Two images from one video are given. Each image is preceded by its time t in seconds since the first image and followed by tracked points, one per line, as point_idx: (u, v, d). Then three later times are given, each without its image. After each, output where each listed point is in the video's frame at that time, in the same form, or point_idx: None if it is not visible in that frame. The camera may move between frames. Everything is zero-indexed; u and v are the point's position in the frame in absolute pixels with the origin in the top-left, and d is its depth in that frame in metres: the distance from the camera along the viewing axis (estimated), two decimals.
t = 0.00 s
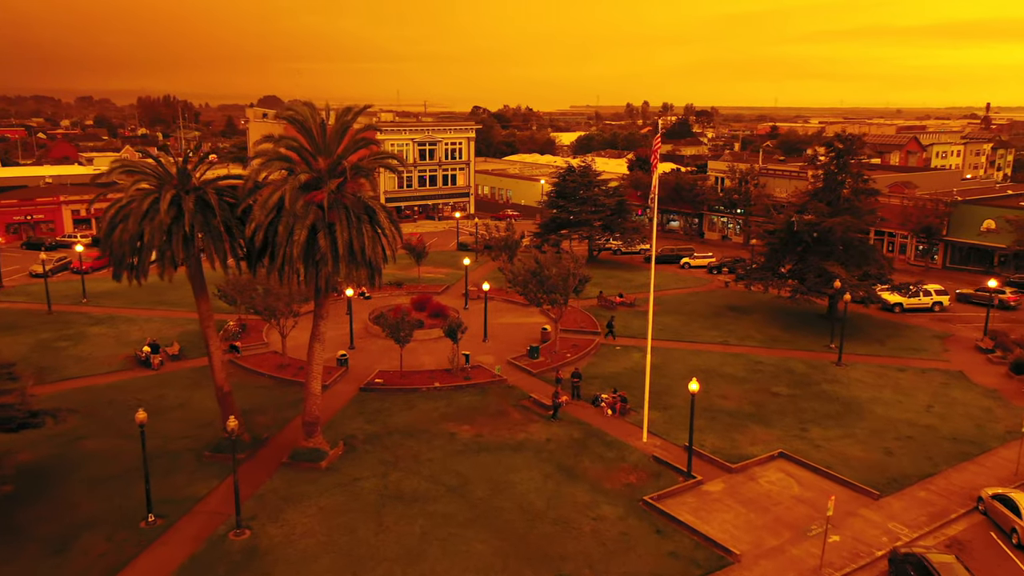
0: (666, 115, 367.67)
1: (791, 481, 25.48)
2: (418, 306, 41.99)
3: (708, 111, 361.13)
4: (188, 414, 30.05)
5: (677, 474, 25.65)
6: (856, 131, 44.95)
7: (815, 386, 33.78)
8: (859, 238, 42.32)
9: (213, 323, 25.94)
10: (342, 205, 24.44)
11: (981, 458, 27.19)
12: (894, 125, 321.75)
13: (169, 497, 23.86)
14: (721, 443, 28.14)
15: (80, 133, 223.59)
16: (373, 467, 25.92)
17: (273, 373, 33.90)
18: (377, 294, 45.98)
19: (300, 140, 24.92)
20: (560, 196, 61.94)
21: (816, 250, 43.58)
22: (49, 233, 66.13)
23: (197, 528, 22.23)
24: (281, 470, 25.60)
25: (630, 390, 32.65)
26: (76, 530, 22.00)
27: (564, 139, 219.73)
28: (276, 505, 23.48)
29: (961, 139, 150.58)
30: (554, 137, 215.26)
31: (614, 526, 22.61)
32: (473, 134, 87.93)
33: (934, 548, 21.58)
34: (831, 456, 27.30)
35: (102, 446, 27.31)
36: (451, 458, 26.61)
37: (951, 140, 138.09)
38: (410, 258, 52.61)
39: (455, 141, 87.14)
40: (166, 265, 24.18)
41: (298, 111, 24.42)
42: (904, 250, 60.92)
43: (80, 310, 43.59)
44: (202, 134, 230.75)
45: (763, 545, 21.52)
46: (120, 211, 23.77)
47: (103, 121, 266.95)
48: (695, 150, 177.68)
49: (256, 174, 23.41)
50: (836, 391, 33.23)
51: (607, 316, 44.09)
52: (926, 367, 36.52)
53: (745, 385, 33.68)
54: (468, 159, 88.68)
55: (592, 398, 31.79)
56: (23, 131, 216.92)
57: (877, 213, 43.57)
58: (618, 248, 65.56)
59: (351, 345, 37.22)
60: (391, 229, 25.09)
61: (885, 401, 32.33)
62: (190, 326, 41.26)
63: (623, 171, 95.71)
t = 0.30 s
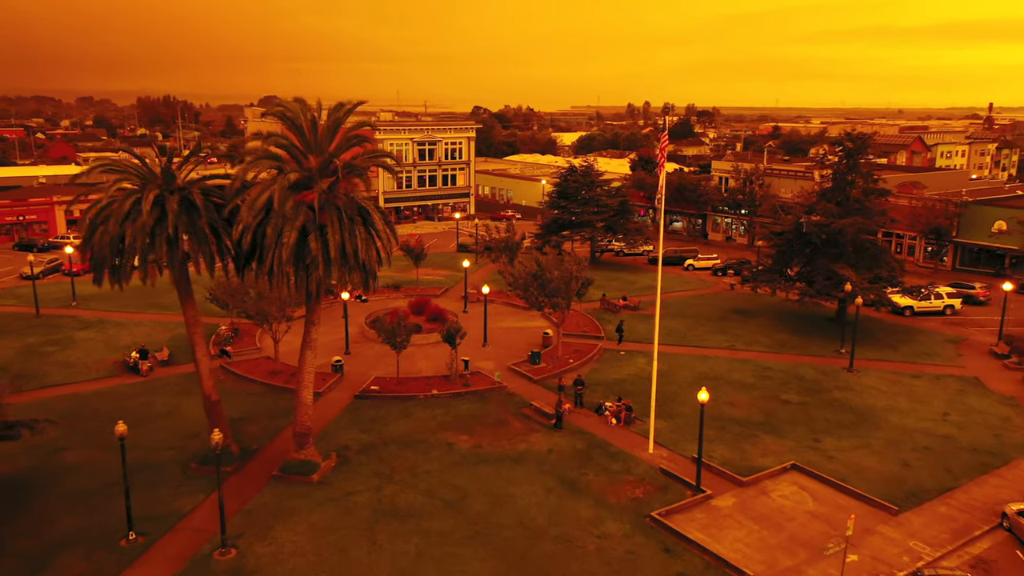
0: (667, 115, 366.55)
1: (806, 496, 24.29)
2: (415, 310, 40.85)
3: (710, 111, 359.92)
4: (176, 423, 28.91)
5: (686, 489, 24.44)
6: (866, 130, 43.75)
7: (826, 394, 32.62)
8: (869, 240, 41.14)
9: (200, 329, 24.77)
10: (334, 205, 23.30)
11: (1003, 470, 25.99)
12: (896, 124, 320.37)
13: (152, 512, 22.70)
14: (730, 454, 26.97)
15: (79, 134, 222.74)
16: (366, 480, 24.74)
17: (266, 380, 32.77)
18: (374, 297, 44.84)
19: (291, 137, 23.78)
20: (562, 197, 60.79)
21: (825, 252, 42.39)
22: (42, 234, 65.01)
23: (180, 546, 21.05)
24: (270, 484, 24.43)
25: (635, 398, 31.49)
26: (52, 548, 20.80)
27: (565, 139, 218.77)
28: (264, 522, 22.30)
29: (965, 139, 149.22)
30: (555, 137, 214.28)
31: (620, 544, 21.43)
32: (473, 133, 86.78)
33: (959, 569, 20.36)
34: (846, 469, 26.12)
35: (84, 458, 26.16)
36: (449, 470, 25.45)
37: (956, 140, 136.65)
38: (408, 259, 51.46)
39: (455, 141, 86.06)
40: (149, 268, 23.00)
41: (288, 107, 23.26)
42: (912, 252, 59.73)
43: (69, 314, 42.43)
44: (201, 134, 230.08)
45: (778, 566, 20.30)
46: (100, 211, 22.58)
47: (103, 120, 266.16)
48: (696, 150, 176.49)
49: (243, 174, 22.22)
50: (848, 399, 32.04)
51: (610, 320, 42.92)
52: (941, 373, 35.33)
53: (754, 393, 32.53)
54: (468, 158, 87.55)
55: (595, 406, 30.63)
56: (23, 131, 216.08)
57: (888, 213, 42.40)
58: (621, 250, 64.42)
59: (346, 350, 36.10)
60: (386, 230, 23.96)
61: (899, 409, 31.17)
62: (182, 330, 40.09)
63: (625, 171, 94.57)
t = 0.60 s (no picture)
0: (668, 115, 365.55)
1: (820, 512, 23.13)
2: (413, 314, 39.71)
3: (711, 111, 358.86)
4: (163, 434, 27.76)
5: (695, 505, 23.28)
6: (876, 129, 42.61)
7: (838, 402, 31.47)
8: (880, 242, 39.99)
9: (184, 337, 23.63)
10: (324, 208, 22.15)
11: None
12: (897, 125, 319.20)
13: (133, 531, 21.55)
14: (740, 467, 25.81)
15: (77, 134, 221.67)
16: (359, 495, 23.58)
17: (257, 388, 31.63)
18: (371, 302, 43.73)
19: (280, 136, 22.62)
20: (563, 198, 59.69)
21: (834, 254, 41.25)
22: (33, 236, 63.90)
23: (161, 568, 19.89)
24: (258, 500, 23.28)
25: (640, 407, 30.34)
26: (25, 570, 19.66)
27: (565, 140, 217.69)
28: (251, 541, 21.12)
29: (969, 139, 148.03)
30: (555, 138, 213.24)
31: (626, 566, 20.26)
32: (473, 133, 85.72)
33: None
34: (861, 483, 24.95)
35: (65, 471, 25.00)
36: (446, 485, 24.30)
37: (960, 141, 135.50)
38: (406, 262, 50.34)
39: (454, 141, 85.02)
40: (130, 274, 21.86)
41: (277, 104, 22.12)
42: (920, 254, 58.60)
43: (57, 318, 41.31)
44: (200, 135, 229.15)
45: None
46: (79, 214, 21.45)
47: (102, 121, 265.26)
48: (698, 150, 175.44)
49: (228, 175, 21.01)
50: (861, 408, 30.90)
51: (613, 325, 41.80)
52: (955, 380, 34.19)
53: (763, 402, 31.37)
54: (468, 159, 86.49)
55: (599, 416, 29.48)
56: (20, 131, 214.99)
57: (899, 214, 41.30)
58: (623, 252, 63.31)
59: (341, 357, 34.97)
60: (379, 234, 22.81)
61: (914, 418, 30.02)
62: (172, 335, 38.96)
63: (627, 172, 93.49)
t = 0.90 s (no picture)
0: (669, 115, 364.43)
1: (836, 529, 21.95)
2: (410, 319, 38.56)
3: (712, 112, 357.79)
4: (148, 445, 26.61)
5: (704, 521, 22.10)
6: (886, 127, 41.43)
7: (850, 410, 30.31)
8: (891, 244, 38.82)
9: (167, 345, 22.49)
10: (313, 209, 21.01)
11: None
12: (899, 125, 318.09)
13: (111, 550, 20.39)
14: (750, 480, 24.65)
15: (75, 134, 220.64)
16: (351, 511, 22.42)
17: (247, 396, 30.47)
18: (368, 306, 42.60)
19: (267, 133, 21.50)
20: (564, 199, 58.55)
21: (843, 257, 40.10)
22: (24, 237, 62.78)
23: None
24: (245, 515, 22.11)
25: (645, 416, 29.20)
26: None
27: (566, 140, 216.68)
28: (235, 559, 19.95)
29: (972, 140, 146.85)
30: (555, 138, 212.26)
31: None
32: (472, 133, 84.66)
33: None
34: (878, 497, 23.78)
35: (43, 484, 23.85)
36: (442, 500, 23.14)
37: (964, 141, 134.40)
38: (404, 264, 49.24)
39: (454, 141, 83.94)
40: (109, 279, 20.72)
41: (265, 99, 21.00)
42: (928, 255, 57.43)
43: (44, 322, 40.17)
44: (199, 135, 228.21)
45: None
46: (54, 216, 20.32)
47: (101, 121, 264.33)
48: (699, 151, 174.33)
49: (212, 174, 19.90)
50: (874, 416, 29.73)
51: (616, 329, 40.66)
52: (971, 386, 33.03)
53: (773, 410, 30.21)
54: (467, 159, 85.39)
55: (602, 426, 28.31)
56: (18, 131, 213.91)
57: (911, 216, 40.15)
58: (625, 253, 62.17)
59: (335, 363, 33.83)
60: (371, 236, 21.65)
61: (931, 427, 28.84)
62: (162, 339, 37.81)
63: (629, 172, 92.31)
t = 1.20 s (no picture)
0: (669, 115, 363.43)
1: (855, 545, 20.73)
2: (407, 322, 37.44)
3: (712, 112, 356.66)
4: (131, 454, 25.43)
5: (714, 538, 20.90)
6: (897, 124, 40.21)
7: (863, 418, 29.12)
8: (903, 245, 37.64)
9: (149, 351, 21.32)
10: (301, 208, 19.83)
11: None
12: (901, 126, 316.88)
13: (86, 568, 19.19)
14: (762, 493, 23.45)
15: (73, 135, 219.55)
16: (342, 526, 21.23)
17: (237, 403, 29.34)
18: (364, 309, 41.49)
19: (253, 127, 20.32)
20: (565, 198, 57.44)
21: (854, 258, 38.94)
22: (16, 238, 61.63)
23: None
24: (229, 531, 20.92)
25: (650, 425, 28.03)
26: None
27: (567, 140, 215.66)
28: None
29: (976, 139, 145.73)
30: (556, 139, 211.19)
31: None
32: (472, 133, 83.60)
33: None
34: (896, 511, 22.57)
35: (19, 497, 22.68)
36: (438, 515, 21.94)
37: (968, 141, 133.20)
38: (402, 265, 48.10)
39: (453, 140, 82.91)
40: (86, 282, 19.56)
41: (250, 91, 19.83)
42: (937, 256, 56.25)
43: (31, 325, 39.05)
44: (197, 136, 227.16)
45: None
46: (27, 215, 19.19)
47: (99, 121, 263.22)
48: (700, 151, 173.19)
49: (194, 171, 18.75)
50: (889, 424, 28.54)
51: (619, 332, 39.52)
52: (988, 392, 31.83)
53: (783, 418, 29.02)
54: (467, 159, 84.39)
55: (606, 434, 27.13)
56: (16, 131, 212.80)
57: (924, 216, 38.88)
58: (628, 254, 61.02)
59: (329, 369, 32.68)
60: (363, 236, 20.49)
61: (948, 435, 27.65)
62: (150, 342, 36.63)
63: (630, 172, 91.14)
